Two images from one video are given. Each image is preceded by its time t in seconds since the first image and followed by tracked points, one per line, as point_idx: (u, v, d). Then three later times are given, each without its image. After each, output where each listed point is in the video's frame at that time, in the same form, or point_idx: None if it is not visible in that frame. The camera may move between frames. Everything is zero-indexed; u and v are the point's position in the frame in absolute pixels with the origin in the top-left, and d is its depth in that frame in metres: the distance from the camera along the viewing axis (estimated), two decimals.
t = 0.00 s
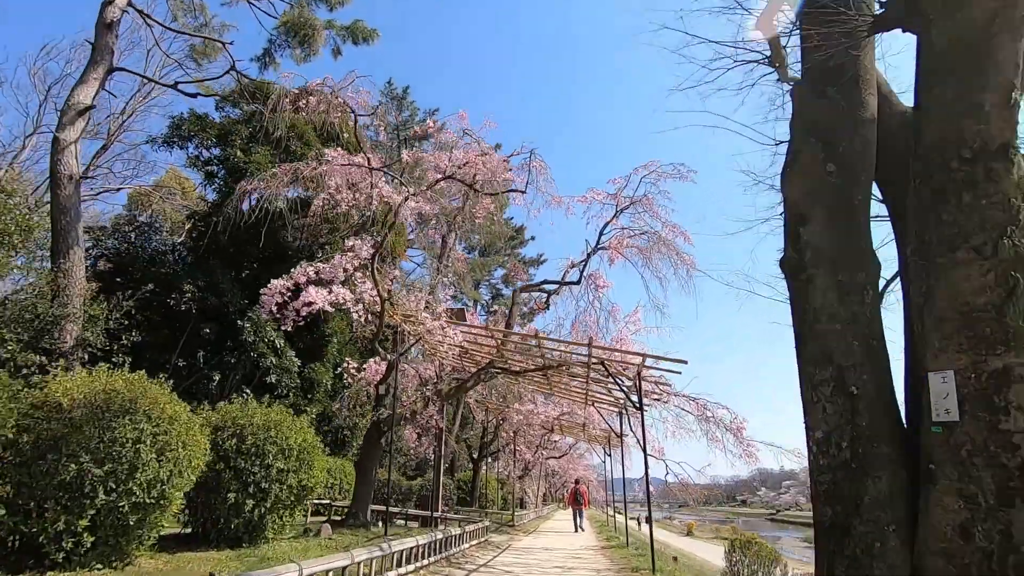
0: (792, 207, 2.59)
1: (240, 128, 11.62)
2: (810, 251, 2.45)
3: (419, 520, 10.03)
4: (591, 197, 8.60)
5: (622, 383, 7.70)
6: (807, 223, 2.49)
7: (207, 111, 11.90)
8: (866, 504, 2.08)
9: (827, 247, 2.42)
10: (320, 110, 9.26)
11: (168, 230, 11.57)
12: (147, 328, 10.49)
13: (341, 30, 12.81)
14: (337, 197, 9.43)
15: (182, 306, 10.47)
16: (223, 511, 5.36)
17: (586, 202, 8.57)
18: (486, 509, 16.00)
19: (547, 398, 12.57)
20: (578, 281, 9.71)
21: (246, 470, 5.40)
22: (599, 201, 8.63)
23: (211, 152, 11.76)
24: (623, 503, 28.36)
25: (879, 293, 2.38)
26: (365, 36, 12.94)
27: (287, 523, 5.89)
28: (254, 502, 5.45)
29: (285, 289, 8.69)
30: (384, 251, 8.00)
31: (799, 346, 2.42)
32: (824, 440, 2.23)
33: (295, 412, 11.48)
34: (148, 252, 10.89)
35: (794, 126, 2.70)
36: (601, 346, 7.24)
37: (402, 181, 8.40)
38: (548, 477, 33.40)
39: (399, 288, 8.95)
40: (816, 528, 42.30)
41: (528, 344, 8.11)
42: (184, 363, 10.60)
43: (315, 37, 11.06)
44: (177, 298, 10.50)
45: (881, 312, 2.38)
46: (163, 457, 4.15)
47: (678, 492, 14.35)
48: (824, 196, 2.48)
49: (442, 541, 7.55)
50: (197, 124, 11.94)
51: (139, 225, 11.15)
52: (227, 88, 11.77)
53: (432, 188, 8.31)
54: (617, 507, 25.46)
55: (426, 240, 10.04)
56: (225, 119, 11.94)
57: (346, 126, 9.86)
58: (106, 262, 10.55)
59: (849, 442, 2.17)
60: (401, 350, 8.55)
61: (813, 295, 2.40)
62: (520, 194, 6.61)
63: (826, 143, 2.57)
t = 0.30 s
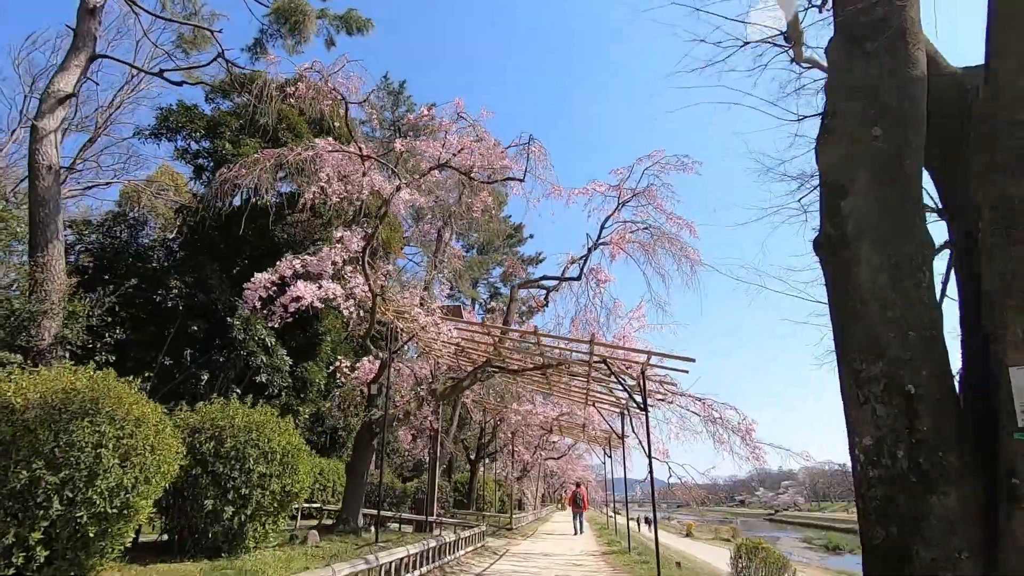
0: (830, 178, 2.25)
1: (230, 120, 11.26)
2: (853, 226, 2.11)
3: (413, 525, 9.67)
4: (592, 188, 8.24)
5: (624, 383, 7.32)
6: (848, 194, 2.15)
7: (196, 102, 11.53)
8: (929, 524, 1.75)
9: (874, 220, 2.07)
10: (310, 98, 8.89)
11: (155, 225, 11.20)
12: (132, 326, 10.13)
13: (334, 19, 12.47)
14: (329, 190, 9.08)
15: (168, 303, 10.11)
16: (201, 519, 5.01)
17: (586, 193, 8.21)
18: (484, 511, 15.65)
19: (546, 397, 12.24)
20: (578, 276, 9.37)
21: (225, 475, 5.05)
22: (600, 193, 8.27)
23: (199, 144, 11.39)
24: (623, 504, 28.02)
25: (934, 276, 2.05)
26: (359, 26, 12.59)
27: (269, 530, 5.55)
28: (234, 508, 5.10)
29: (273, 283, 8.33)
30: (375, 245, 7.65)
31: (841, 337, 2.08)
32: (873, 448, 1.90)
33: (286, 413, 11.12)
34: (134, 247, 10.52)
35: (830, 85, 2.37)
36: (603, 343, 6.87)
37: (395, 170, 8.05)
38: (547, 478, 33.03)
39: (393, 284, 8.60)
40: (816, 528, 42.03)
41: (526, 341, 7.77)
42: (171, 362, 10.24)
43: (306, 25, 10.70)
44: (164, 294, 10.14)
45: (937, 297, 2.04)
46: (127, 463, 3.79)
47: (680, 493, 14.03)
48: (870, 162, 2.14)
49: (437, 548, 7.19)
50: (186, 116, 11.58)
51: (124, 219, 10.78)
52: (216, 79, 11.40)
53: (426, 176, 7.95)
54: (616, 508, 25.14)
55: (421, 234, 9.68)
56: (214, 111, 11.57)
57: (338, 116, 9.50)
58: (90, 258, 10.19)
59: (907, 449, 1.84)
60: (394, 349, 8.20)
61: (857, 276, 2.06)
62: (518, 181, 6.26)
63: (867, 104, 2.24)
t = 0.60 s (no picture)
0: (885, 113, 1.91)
1: (221, 107, 10.93)
2: (916, 166, 1.77)
3: (409, 524, 9.32)
4: (594, 173, 7.91)
5: (629, 374, 6.97)
6: (910, 128, 1.81)
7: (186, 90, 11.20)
8: None
9: (945, 157, 1.72)
10: (301, 80, 8.55)
11: (142, 215, 10.84)
12: (118, 318, 9.78)
13: (329, 5, 12.14)
14: (321, 176, 8.74)
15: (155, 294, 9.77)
16: (177, 516, 4.67)
17: (588, 177, 7.88)
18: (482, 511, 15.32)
19: (546, 393, 11.92)
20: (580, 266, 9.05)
21: (203, 470, 4.70)
22: (603, 177, 7.94)
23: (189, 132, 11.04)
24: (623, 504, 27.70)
25: (1019, 225, 1.70)
26: (355, 13, 12.27)
27: (252, 529, 5.19)
28: (212, 505, 4.75)
29: (261, 270, 7.98)
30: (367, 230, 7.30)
31: (904, 296, 1.74)
32: (948, 427, 1.57)
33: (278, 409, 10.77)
34: (120, 237, 10.17)
35: (883, 11, 2.03)
36: (606, 332, 6.53)
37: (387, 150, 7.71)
38: (547, 477, 32.68)
39: (388, 273, 8.25)
40: (817, 527, 41.78)
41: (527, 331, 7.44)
42: (158, 356, 9.89)
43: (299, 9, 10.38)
44: (150, 285, 9.79)
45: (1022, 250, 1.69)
46: (87, 455, 3.44)
47: (683, 492, 13.72)
48: (937, 90, 1.79)
49: (433, 548, 6.86)
50: (175, 103, 11.23)
51: (111, 208, 10.43)
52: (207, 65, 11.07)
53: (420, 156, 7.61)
54: (617, 508, 24.82)
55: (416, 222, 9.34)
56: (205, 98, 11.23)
57: (331, 100, 9.16)
58: (74, 248, 9.83)
59: (996, 428, 1.50)
60: (388, 340, 7.86)
61: (925, 223, 1.72)
62: (517, 160, 5.92)
63: (931, 26, 1.89)
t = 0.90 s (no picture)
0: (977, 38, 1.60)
1: (211, 96, 10.55)
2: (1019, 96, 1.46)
3: (404, 527, 8.96)
4: (598, 159, 7.56)
5: (635, 371, 6.61)
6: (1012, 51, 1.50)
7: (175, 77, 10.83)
8: None
9: None
10: (292, 64, 8.16)
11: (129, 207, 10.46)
12: (102, 313, 9.41)
13: None
14: (312, 164, 8.36)
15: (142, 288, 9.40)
16: (149, 523, 4.32)
17: (591, 164, 7.53)
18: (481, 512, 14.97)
19: (547, 391, 11.57)
20: (583, 258, 8.72)
21: (177, 472, 4.34)
22: (607, 164, 7.59)
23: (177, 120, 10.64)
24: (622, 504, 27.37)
25: None
26: None
27: (232, 536, 4.79)
28: (188, 511, 4.38)
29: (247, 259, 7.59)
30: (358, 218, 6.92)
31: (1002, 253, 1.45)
32: None
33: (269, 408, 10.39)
34: (106, 229, 9.79)
35: None
36: (612, 326, 6.15)
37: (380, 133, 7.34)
38: (546, 477, 32.36)
39: (382, 265, 7.89)
40: (817, 527, 41.51)
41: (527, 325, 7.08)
42: (144, 353, 9.52)
43: None
44: (137, 279, 9.41)
45: None
46: (36, 457, 3.08)
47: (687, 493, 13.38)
48: None
49: (429, 554, 6.50)
50: (164, 92, 10.85)
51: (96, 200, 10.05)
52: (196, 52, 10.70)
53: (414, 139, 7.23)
54: (617, 509, 24.50)
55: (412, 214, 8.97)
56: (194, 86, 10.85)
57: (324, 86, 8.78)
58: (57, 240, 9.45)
59: None
60: (382, 335, 7.49)
61: None
62: (517, 140, 5.55)
63: None
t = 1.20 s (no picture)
0: None
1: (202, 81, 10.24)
2: None
3: (400, 526, 8.64)
4: (602, 142, 7.24)
5: (642, 361, 6.30)
6: None
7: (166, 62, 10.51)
8: None
9: None
10: (284, 43, 7.85)
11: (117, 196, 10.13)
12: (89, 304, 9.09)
13: None
14: (306, 149, 8.04)
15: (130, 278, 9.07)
16: (121, 521, 3.99)
17: (595, 146, 7.20)
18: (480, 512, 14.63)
19: (548, 387, 11.25)
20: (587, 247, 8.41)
21: (152, 465, 4.01)
22: (611, 147, 7.26)
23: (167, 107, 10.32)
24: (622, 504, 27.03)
25: None
26: None
27: (213, 534, 4.42)
28: (164, 507, 4.05)
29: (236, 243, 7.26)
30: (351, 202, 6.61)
31: None
32: None
33: (262, 404, 10.04)
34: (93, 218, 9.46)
35: None
36: (618, 313, 5.84)
37: (375, 108, 7.00)
38: (545, 477, 32.01)
39: (376, 253, 7.56)
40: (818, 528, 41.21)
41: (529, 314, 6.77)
42: (132, 346, 9.18)
43: None
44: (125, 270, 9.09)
45: None
46: None
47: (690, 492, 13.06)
48: None
49: (426, 553, 6.17)
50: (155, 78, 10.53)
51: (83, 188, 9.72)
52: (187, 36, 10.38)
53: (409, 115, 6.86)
54: (617, 508, 24.17)
55: (409, 202, 8.63)
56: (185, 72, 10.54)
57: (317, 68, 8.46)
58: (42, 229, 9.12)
59: None
60: (376, 325, 7.17)
61: None
62: (519, 115, 5.24)
63: None
